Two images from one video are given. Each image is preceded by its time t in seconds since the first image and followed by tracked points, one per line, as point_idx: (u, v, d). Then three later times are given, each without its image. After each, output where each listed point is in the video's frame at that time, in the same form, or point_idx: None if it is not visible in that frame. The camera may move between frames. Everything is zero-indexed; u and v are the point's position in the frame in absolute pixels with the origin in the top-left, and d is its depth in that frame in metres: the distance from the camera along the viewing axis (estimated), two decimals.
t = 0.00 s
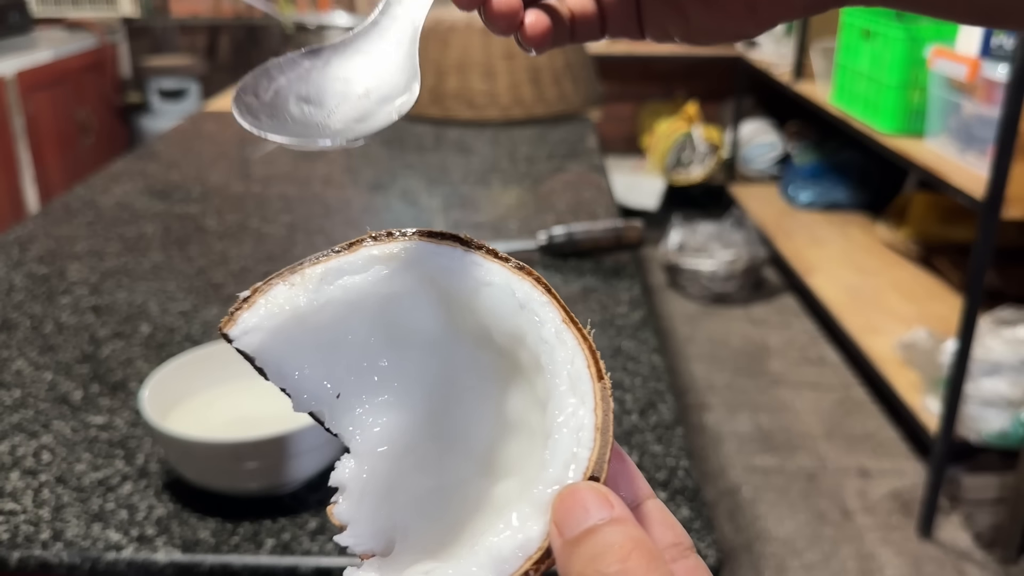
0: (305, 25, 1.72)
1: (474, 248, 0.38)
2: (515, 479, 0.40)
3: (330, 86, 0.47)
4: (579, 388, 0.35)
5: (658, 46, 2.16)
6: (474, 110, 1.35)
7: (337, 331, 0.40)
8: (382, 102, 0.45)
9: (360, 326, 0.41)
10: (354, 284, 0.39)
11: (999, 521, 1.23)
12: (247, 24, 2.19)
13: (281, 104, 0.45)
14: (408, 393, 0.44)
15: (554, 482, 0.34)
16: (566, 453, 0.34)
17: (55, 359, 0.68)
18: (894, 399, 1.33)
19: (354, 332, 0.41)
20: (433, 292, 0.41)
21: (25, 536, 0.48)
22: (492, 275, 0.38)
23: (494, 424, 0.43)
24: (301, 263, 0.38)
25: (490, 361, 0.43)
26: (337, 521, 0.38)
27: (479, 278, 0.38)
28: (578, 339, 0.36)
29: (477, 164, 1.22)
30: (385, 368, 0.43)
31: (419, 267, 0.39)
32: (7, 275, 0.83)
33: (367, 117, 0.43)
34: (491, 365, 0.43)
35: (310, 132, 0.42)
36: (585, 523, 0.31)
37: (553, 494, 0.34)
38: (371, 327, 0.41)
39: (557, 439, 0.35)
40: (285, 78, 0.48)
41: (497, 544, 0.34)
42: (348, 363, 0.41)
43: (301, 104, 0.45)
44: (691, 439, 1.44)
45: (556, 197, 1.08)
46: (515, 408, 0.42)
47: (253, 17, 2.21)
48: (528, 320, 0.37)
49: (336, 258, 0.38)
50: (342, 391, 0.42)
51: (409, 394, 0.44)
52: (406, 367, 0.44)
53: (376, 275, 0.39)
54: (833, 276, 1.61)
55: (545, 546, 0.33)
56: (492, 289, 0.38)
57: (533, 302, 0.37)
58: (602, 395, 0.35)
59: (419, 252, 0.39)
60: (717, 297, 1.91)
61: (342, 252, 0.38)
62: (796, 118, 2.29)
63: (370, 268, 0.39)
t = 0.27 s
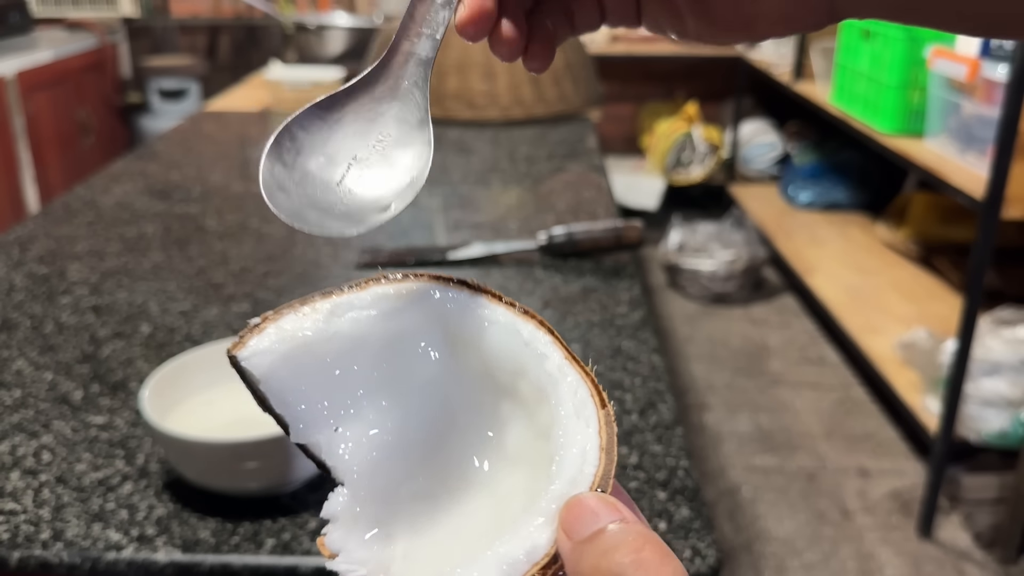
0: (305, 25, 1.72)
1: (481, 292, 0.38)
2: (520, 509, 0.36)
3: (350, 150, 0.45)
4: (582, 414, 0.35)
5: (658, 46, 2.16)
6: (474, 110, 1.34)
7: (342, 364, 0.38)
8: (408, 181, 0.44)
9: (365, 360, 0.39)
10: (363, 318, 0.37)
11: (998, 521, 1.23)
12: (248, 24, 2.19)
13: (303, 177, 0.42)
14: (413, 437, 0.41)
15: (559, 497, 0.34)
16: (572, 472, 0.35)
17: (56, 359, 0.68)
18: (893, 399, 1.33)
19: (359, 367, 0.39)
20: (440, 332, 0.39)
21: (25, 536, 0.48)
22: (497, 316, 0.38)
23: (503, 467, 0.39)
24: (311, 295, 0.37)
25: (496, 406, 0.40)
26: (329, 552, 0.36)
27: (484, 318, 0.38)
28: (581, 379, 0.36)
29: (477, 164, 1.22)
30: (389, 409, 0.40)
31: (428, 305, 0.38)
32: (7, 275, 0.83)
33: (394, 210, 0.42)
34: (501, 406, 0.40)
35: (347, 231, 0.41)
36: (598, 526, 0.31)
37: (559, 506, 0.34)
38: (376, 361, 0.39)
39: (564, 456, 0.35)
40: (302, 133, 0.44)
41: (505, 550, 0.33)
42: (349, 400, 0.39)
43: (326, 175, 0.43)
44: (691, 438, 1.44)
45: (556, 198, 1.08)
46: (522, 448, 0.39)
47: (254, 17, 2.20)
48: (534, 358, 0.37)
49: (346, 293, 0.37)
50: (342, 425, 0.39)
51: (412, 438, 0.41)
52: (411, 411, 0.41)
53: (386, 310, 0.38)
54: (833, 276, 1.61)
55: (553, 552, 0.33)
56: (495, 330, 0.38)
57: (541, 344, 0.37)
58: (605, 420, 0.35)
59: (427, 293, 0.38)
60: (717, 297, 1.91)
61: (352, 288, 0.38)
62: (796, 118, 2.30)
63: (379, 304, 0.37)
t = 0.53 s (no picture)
0: (305, 25, 1.72)
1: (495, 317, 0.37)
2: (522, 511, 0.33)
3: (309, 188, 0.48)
4: (587, 419, 0.34)
5: (658, 46, 2.16)
6: (474, 110, 1.35)
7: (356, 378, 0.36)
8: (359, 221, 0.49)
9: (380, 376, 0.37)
10: (379, 335, 0.36)
11: (998, 520, 1.23)
12: (248, 24, 2.19)
13: (264, 218, 0.45)
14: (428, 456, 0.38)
15: (560, 493, 0.32)
16: (577, 470, 0.33)
17: (56, 359, 0.68)
18: (893, 399, 1.33)
19: (374, 383, 0.37)
20: (459, 354, 0.37)
21: (26, 536, 0.48)
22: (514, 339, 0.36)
23: (517, 487, 0.36)
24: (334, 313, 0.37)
25: (514, 428, 0.37)
26: (325, 552, 0.33)
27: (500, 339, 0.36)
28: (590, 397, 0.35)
29: (477, 164, 1.22)
30: (403, 428, 0.38)
31: (444, 329, 0.36)
32: (8, 275, 0.83)
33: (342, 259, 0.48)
34: (520, 424, 0.37)
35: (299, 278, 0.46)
36: (598, 511, 0.30)
37: (564, 497, 0.32)
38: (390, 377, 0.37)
39: (569, 453, 0.34)
40: (260, 170, 0.46)
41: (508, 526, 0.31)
42: (362, 416, 0.37)
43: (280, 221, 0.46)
44: (691, 438, 1.44)
45: (556, 198, 1.08)
46: (536, 467, 0.36)
47: (254, 17, 2.21)
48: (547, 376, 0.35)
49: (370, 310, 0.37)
50: (355, 439, 0.37)
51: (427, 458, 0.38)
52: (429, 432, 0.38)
53: (404, 329, 0.36)
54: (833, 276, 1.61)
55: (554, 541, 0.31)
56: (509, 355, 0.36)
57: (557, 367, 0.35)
58: (613, 435, 0.34)
59: (446, 316, 0.36)
60: (717, 297, 1.91)
61: (376, 308, 0.37)
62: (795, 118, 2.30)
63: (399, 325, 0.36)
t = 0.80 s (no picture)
0: (305, 25, 1.72)
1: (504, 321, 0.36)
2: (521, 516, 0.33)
3: (287, 217, 0.43)
4: (589, 421, 0.34)
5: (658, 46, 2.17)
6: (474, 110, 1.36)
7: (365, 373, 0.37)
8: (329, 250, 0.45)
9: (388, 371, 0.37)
10: (390, 333, 0.36)
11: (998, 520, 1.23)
12: (248, 24, 2.19)
13: (243, 259, 0.41)
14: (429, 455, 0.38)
15: (554, 490, 0.32)
16: (573, 469, 0.33)
17: (56, 359, 0.68)
18: (892, 399, 1.33)
19: (381, 379, 0.37)
20: (468, 355, 0.37)
21: (26, 536, 0.48)
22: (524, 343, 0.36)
23: (514, 491, 0.36)
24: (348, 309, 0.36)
25: (517, 433, 0.38)
26: (319, 543, 0.34)
27: (509, 343, 0.36)
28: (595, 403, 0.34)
29: (477, 164, 1.22)
30: (407, 425, 0.38)
31: (455, 330, 0.36)
32: (8, 275, 0.83)
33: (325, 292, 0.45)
34: (526, 430, 0.37)
35: (284, 313, 0.42)
36: (588, 505, 0.30)
37: (558, 492, 0.32)
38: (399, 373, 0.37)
39: (567, 454, 0.33)
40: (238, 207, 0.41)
41: (502, 523, 0.31)
42: (368, 411, 0.38)
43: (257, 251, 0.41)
44: (691, 438, 1.44)
45: (556, 198, 1.08)
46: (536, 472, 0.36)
47: (254, 17, 2.21)
48: (553, 381, 0.35)
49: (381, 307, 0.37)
50: (358, 433, 0.37)
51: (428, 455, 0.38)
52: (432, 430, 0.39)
53: (415, 328, 0.36)
54: (833, 276, 1.61)
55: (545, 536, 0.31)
56: (517, 359, 0.36)
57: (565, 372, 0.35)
58: (613, 439, 0.34)
59: (457, 318, 0.36)
60: (717, 297, 1.91)
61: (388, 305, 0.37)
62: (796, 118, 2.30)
63: (411, 323, 0.36)
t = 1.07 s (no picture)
0: (305, 25, 1.72)
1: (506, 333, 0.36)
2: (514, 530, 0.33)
3: (281, 241, 0.44)
4: (591, 435, 0.34)
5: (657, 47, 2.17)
6: (474, 110, 1.36)
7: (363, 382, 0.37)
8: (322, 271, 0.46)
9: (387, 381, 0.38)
10: (388, 343, 0.36)
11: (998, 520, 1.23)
12: (248, 24, 2.19)
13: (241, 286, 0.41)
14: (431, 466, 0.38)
15: (554, 506, 0.32)
16: (573, 486, 0.33)
17: (57, 359, 0.68)
18: (892, 399, 1.33)
19: (381, 389, 0.38)
20: (468, 367, 0.37)
21: (26, 536, 0.48)
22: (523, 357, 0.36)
23: (513, 506, 0.36)
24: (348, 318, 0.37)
25: (518, 446, 0.38)
26: (314, 555, 0.34)
27: (508, 354, 0.36)
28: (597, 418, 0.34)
29: (477, 164, 1.22)
30: (409, 436, 0.39)
31: (456, 341, 0.36)
32: (8, 275, 0.83)
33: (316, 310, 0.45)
34: (526, 445, 0.37)
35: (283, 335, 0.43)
36: (588, 521, 0.30)
37: (558, 508, 0.32)
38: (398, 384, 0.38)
39: (568, 470, 0.33)
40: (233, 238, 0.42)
41: (500, 538, 0.31)
42: (367, 421, 0.38)
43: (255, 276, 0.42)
44: (691, 438, 1.44)
45: (556, 198, 1.08)
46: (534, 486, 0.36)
47: (254, 18, 2.21)
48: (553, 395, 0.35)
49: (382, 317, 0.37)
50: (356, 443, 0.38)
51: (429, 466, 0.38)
52: (433, 441, 0.39)
53: (415, 338, 0.36)
54: (832, 276, 1.61)
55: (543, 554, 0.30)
56: (517, 371, 0.36)
57: (566, 386, 0.35)
58: (614, 456, 0.33)
59: (457, 329, 0.36)
60: (716, 297, 1.91)
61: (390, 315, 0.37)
62: (795, 118, 2.30)
63: (410, 334, 0.36)
